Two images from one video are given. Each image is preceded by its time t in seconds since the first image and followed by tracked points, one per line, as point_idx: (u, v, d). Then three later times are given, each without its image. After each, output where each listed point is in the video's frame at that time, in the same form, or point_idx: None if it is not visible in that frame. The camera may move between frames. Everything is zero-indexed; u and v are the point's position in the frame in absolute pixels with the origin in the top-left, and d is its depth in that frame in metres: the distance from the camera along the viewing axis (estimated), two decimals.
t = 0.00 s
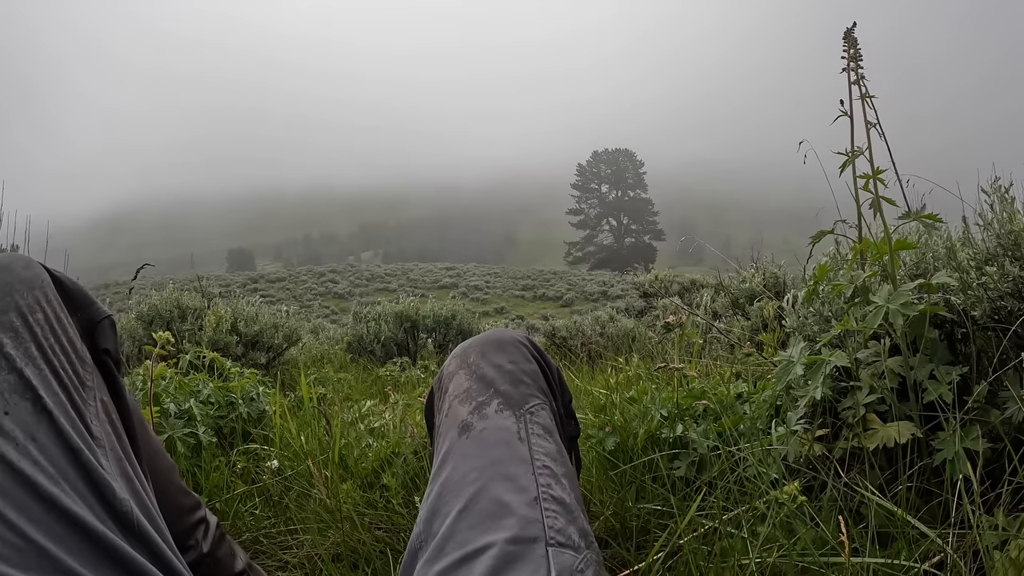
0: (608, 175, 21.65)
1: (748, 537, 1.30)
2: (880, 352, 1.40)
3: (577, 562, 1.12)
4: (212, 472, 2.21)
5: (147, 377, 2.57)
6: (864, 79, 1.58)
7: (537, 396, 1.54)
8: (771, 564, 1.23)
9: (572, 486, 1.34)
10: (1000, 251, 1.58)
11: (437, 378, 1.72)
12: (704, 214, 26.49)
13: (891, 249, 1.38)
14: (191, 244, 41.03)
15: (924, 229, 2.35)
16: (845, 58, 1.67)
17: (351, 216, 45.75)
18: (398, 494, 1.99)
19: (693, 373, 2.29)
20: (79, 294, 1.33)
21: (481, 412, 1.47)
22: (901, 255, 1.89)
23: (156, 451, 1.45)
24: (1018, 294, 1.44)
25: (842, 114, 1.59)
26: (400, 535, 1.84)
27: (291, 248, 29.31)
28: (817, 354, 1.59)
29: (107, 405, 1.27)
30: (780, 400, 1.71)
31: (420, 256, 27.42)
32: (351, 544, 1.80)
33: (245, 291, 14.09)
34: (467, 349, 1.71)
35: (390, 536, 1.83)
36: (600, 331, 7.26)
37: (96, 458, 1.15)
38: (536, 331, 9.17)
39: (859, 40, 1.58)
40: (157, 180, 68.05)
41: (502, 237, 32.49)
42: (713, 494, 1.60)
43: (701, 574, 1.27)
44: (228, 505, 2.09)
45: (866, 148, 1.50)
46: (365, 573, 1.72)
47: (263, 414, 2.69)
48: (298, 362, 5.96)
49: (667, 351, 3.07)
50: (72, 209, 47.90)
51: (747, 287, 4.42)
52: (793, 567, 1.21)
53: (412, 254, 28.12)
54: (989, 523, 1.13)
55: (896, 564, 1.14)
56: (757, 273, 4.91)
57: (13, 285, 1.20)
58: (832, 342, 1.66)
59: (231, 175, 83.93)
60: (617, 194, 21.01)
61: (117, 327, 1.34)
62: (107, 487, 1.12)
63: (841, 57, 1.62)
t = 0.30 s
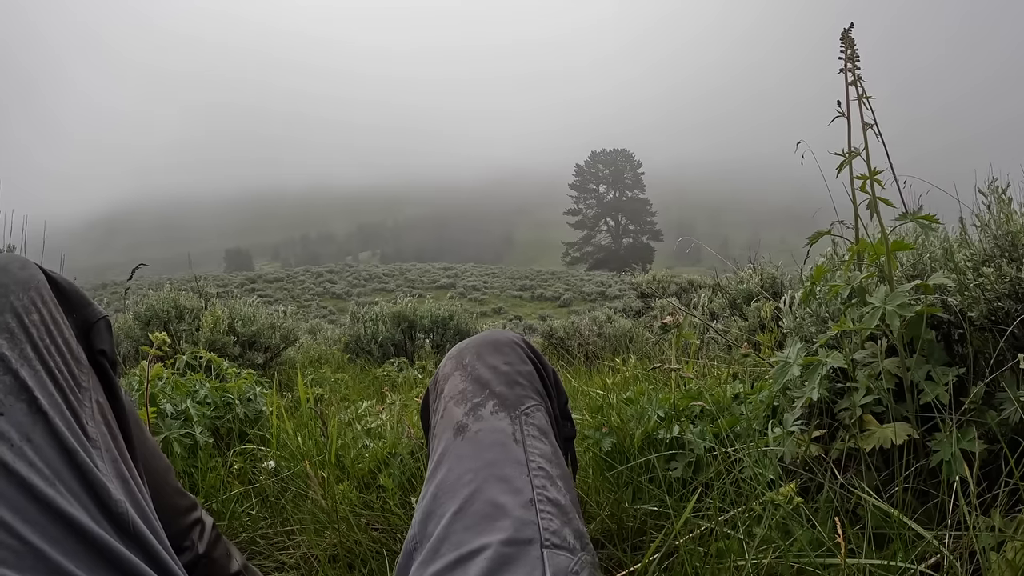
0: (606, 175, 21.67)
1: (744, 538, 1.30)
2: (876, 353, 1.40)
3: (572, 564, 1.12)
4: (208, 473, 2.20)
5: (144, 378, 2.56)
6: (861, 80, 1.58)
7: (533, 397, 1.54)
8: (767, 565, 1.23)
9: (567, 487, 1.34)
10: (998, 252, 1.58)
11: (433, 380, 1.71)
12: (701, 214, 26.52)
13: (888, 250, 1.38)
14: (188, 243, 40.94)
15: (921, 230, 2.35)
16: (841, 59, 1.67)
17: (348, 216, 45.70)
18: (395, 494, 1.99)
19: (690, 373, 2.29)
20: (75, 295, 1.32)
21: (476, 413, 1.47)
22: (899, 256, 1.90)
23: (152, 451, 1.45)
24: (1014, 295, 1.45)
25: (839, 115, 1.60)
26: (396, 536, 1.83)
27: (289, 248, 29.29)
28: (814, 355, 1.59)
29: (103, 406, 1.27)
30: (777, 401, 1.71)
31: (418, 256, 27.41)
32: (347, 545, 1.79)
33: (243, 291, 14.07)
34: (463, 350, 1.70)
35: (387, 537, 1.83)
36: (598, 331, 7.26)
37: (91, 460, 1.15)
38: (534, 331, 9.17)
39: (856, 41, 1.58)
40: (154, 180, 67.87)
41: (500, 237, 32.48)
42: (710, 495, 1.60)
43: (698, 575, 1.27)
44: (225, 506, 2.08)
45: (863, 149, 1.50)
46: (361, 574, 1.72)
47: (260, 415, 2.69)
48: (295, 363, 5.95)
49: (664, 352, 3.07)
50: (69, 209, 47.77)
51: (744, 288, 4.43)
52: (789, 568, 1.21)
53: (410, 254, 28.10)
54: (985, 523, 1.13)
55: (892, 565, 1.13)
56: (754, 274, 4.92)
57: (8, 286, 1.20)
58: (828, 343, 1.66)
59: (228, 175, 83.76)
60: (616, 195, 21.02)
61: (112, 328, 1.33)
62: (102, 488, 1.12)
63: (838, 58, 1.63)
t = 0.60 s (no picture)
0: (604, 175, 21.68)
1: (743, 537, 1.30)
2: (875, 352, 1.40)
3: (571, 563, 1.12)
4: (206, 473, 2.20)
5: (142, 377, 2.55)
6: (860, 81, 1.58)
7: (532, 397, 1.54)
8: (766, 565, 1.23)
9: (567, 486, 1.34)
10: (996, 252, 1.59)
11: (431, 379, 1.71)
12: (699, 215, 26.57)
13: (886, 250, 1.38)
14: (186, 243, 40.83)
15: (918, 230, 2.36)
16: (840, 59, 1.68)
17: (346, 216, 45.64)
18: (393, 494, 1.98)
19: (688, 373, 2.29)
20: (73, 294, 1.31)
21: (475, 412, 1.47)
22: (897, 256, 1.90)
23: (150, 450, 1.44)
24: (1013, 295, 1.46)
25: (837, 115, 1.60)
26: (394, 536, 1.83)
27: (286, 248, 29.24)
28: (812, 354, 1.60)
29: (101, 405, 1.26)
30: (775, 401, 1.71)
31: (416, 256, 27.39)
32: (346, 545, 1.79)
33: (241, 291, 14.04)
34: (462, 349, 1.70)
35: (385, 536, 1.82)
36: (596, 331, 7.27)
37: (90, 459, 1.14)
38: (532, 331, 9.17)
39: (854, 42, 1.59)
40: (151, 179, 67.66)
41: (498, 237, 32.48)
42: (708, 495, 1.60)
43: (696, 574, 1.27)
44: (222, 506, 2.07)
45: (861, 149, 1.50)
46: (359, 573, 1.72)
47: (258, 415, 2.68)
48: (293, 363, 5.94)
49: (663, 351, 3.08)
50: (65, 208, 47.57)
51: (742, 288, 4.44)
52: (788, 567, 1.21)
53: (408, 254, 28.09)
54: (985, 523, 1.13)
55: (890, 565, 1.14)
56: (752, 274, 4.93)
57: (6, 285, 1.19)
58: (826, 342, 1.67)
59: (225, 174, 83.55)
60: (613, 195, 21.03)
61: (111, 327, 1.33)
62: (101, 487, 1.11)
63: (837, 58, 1.63)
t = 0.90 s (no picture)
0: (602, 175, 21.69)
1: (742, 537, 1.31)
2: (873, 352, 1.41)
3: (571, 562, 1.12)
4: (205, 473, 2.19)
5: (140, 377, 2.54)
6: (858, 82, 1.59)
7: (531, 397, 1.54)
8: (764, 564, 1.23)
9: (566, 486, 1.34)
10: (994, 252, 1.59)
11: (430, 379, 1.71)
12: (696, 215, 26.62)
13: (883, 250, 1.39)
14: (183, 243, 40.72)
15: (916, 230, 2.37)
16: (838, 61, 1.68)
17: (344, 216, 45.61)
18: (392, 495, 1.98)
19: (686, 374, 2.30)
20: (72, 293, 1.31)
21: (474, 412, 1.47)
22: (895, 257, 1.90)
23: (149, 450, 1.44)
24: (1010, 296, 1.46)
25: (835, 117, 1.61)
26: (393, 536, 1.83)
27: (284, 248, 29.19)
28: (810, 355, 1.60)
29: (100, 405, 1.25)
30: (773, 401, 1.72)
31: (414, 256, 27.36)
32: (345, 544, 1.79)
33: (239, 291, 14.01)
34: (460, 349, 1.70)
35: (384, 536, 1.82)
36: (594, 331, 7.28)
37: (89, 459, 1.14)
38: (530, 331, 9.17)
39: (853, 43, 1.59)
40: (149, 179, 67.46)
41: (496, 237, 32.49)
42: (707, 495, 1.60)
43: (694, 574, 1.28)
44: (221, 506, 2.06)
45: (860, 150, 1.51)
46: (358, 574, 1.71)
47: (257, 415, 2.67)
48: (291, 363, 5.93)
49: (661, 351, 3.08)
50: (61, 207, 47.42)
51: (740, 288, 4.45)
52: (788, 567, 1.21)
53: (405, 254, 28.06)
54: (983, 523, 1.13)
55: (889, 565, 1.14)
56: (750, 274, 4.93)
57: (5, 285, 1.18)
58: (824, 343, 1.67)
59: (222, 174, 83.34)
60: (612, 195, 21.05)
61: (110, 327, 1.32)
62: (100, 487, 1.11)
63: (835, 59, 1.63)
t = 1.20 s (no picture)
0: (600, 176, 21.70)
1: (741, 536, 1.31)
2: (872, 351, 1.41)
3: (571, 561, 1.12)
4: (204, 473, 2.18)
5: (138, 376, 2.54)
6: (857, 82, 1.59)
7: (531, 396, 1.54)
8: (764, 563, 1.23)
9: (566, 485, 1.34)
10: (991, 252, 1.60)
11: (430, 379, 1.71)
12: (694, 215, 26.66)
13: (882, 250, 1.39)
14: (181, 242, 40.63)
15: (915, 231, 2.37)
16: (837, 60, 1.69)
17: (342, 215, 45.56)
18: (391, 494, 1.97)
19: (685, 373, 2.30)
20: (72, 291, 1.30)
21: (474, 411, 1.47)
22: (894, 257, 1.91)
23: (149, 449, 1.43)
24: (1007, 295, 1.47)
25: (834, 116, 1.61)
26: (392, 535, 1.82)
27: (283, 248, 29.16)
28: (809, 354, 1.60)
29: (100, 403, 1.25)
30: (772, 400, 1.72)
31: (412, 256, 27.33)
32: (344, 544, 1.79)
33: (238, 291, 13.99)
34: (460, 348, 1.70)
35: (383, 536, 1.82)
36: (593, 331, 7.29)
37: (90, 457, 1.14)
38: (528, 331, 9.17)
39: (852, 43, 1.60)
40: (146, 179, 67.29)
41: (494, 237, 32.51)
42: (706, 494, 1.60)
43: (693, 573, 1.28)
44: (220, 506, 2.05)
45: (859, 150, 1.51)
46: (357, 573, 1.71)
47: (255, 415, 2.67)
48: (290, 363, 5.92)
49: (659, 351, 3.09)
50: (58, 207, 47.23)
51: (738, 288, 4.46)
52: (788, 566, 1.21)
53: (404, 254, 28.04)
54: (982, 522, 1.14)
55: (889, 563, 1.14)
56: (749, 275, 4.94)
57: (5, 282, 1.18)
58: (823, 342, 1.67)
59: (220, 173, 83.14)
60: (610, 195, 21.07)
61: (111, 325, 1.32)
62: (101, 485, 1.11)
63: (834, 59, 1.64)
